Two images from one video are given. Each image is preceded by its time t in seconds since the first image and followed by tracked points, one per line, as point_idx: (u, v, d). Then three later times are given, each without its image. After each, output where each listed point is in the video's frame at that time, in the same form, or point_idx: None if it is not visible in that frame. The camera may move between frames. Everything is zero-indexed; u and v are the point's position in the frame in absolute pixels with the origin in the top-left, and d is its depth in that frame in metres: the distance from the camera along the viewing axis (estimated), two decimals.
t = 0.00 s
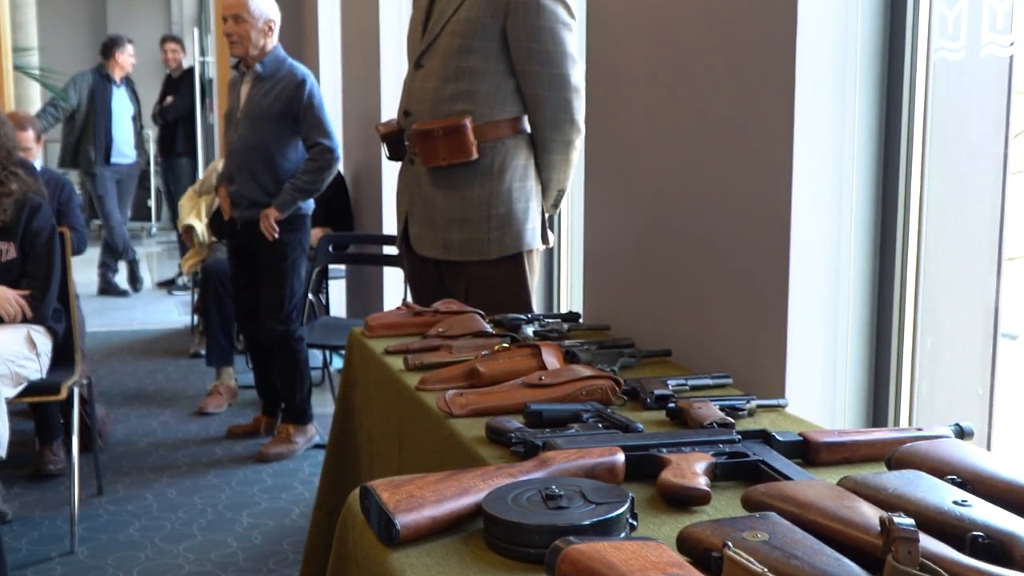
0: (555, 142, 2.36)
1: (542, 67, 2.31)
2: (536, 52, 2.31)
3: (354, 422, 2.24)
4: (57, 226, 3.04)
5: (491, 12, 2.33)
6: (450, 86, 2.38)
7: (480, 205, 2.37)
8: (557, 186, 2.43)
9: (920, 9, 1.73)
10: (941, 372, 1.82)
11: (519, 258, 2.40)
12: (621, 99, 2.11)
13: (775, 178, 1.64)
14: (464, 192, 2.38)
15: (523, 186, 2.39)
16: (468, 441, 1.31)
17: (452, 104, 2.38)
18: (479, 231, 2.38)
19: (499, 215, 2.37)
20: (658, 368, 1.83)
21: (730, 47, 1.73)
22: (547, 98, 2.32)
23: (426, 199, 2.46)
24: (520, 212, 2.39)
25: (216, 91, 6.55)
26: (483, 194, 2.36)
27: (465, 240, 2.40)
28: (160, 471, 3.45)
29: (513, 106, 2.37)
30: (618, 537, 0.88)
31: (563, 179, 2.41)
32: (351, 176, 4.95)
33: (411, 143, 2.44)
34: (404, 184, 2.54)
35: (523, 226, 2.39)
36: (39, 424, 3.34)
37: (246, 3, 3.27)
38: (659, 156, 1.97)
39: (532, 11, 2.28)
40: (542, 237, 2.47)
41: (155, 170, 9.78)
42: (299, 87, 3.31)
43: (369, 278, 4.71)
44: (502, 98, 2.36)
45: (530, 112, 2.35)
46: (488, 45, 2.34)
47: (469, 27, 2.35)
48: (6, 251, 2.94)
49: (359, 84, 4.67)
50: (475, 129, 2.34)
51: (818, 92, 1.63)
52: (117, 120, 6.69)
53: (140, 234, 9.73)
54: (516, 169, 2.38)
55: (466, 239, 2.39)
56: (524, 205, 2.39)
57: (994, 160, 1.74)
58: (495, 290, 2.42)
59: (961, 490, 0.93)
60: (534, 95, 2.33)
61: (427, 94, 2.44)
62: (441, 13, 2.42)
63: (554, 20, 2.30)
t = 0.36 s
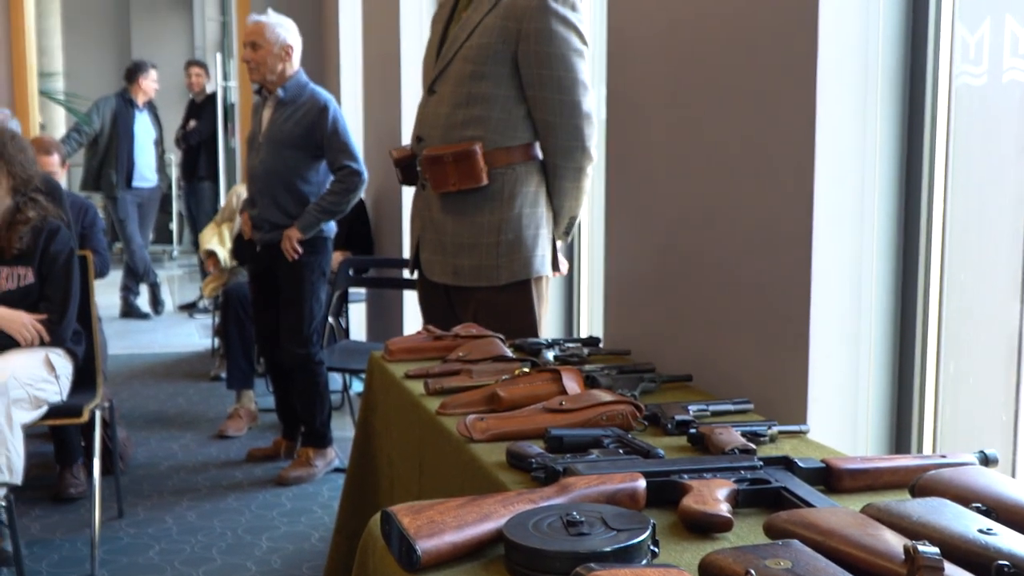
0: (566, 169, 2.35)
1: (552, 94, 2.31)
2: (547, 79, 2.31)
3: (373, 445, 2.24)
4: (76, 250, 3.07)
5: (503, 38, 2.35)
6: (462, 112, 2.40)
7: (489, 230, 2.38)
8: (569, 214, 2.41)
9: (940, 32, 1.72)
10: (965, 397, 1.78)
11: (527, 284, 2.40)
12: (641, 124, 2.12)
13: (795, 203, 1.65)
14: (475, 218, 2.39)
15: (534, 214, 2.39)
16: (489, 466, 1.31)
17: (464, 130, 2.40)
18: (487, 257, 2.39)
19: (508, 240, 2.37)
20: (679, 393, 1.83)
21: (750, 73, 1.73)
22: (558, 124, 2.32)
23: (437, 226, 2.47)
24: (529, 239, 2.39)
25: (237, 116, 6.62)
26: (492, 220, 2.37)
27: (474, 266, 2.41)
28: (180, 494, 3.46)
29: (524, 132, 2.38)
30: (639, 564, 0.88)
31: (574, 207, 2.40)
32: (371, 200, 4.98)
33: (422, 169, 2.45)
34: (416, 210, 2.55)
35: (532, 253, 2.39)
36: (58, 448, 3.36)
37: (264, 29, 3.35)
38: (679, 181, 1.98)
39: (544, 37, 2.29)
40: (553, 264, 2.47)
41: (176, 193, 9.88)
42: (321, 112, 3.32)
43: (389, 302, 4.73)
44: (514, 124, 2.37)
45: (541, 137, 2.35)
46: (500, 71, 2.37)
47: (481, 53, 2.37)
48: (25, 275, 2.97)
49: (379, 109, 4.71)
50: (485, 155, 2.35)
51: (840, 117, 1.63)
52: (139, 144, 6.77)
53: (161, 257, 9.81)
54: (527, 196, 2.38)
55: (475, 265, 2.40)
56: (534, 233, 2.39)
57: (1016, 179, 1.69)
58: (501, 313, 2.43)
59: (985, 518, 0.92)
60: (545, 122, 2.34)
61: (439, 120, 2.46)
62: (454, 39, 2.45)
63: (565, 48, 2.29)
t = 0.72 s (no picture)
0: (580, 192, 2.36)
1: (567, 116, 2.31)
2: (562, 101, 2.32)
3: (390, 467, 2.24)
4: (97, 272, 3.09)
5: (518, 62, 2.37)
6: (478, 134, 2.42)
7: (504, 251, 2.39)
8: (584, 236, 2.42)
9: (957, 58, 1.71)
10: (985, 425, 1.71)
11: (542, 306, 2.41)
12: (657, 148, 2.12)
13: (813, 227, 1.65)
14: (489, 238, 2.40)
15: (549, 235, 2.40)
16: (506, 490, 1.31)
17: (479, 151, 2.41)
18: (502, 278, 2.40)
19: (522, 261, 2.38)
20: (696, 417, 1.83)
21: (767, 96, 1.74)
22: (574, 147, 2.33)
23: (454, 248, 2.48)
24: (543, 260, 2.40)
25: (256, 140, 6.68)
26: (507, 241, 2.38)
27: (489, 286, 2.42)
28: (197, 516, 3.47)
29: (539, 155, 2.39)
30: None
31: (589, 229, 2.41)
32: (388, 222, 5.01)
33: (438, 192, 2.46)
34: (432, 231, 2.56)
35: (546, 275, 2.40)
36: (76, 470, 3.38)
37: (280, 54, 3.40)
38: (695, 204, 1.98)
39: (560, 60, 2.30)
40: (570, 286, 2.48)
41: (194, 216, 9.97)
42: (341, 137, 3.34)
43: (405, 324, 4.74)
44: (528, 147, 2.38)
45: (557, 160, 2.35)
46: (515, 94, 2.38)
47: (497, 76, 2.39)
48: (48, 298, 3.00)
49: (396, 133, 4.75)
50: (500, 177, 2.37)
51: (857, 139, 1.64)
52: (158, 168, 6.83)
53: (179, 279, 9.88)
54: (542, 217, 2.39)
55: (490, 287, 2.41)
56: (548, 254, 2.40)
57: None
58: (515, 334, 2.43)
59: (1005, 545, 0.92)
60: (559, 145, 2.34)
61: (455, 141, 2.48)
62: (469, 62, 2.46)
63: (581, 70, 2.30)
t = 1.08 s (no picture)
0: (602, 208, 2.36)
1: (587, 134, 2.33)
2: (582, 120, 2.33)
3: (400, 487, 2.24)
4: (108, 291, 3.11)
5: (538, 81, 2.38)
6: (498, 153, 2.42)
7: (527, 269, 2.39)
8: (605, 252, 2.42)
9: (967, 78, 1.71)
10: (996, 446, 1.70)
11: (566, 323, 2.41)
12: (667, 166, 2.12)
13: (824, 245, 1.65)
14: (513, 258, 2.40)
15: (571, 252, 2.40)
16: (516, 510, 1.31)
17: (500, 171, 2.42)
18: (526, 296, 2.40)
19: (547, 279, 2.39)
20: (708, 437, 1.82)
21: (777, 115, 1.74)
22: (592, 165, 2.34)
23: (476, 266, 2.48)
24: (567, 278, 2.40)
25: (267, 158, 6.71)
26: (530, 259, 2.38)
27: (514, 304, 2.41)
28: (206, 534, 3.47)
29: (561, 172, 2.41)
30: None
31: (610, 244, 2.40)
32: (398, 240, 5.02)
33: (461, 212, 2.46)
34: (454, 251, 2.56)
35: (570, 291, 2.41)
36: (87, 488, 3.38)
37: (293, 74, 3.41)
38: (705, 222, 1.98)
39: (579, 79, 2.32)
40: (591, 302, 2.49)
41: (204, 234, 10.01)
42: (351, 158, 3.36)
43: (415, 342, 4.74)
44: (550, 164, 2.40)
45: (577, 179, 2.36)
46: (535, 113, 2.39)
47: (517, 96, 2.40)
48: (58, 316, 3.00)
49: (407, 151, 4.76)
50: (523, 196, 2.37)
51: (867, 158, 1.64)
52: (169, 187, 6.87)
53: (189, 297, 9.91)
54: (564, 236, 2.39)
55: (515, 305, 2.41)
56: (572, 272, 2.41)
57: None
58: (542, 353, 2.43)
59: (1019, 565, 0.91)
60: (580, 163, 2.35)
61: (475, 161, 2.49)
62: (488, 83, 2.47)
63: (599, 88, 2.33)
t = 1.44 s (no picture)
0: (624, 221, 2.37)
1: (609, 147, 2.35)
2: (603, 133, 2.35)
3: (407, 501, 2.24)
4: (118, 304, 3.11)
5: (560, 96, 2.41)
6: (521, 168, 2.44)
7: (552, 283, 2.39)
8: (627, 264, 2.40)
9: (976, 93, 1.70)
10: (1007, 463, 1.68)
11: (592, 335, 2.42)
12: (676, 180, 2.13)
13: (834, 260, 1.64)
14: (536, 271, 2.40)
15: (595, 265, 2.40)
16: (525, 525, 1.30)
17: (522, 186, 2.43)
18: (551, 308, 2.40)
19: (573, 292, 2.39)
20: (717, 452, 1.82)
21: (786, 130, 1.75)
22: (614, 178, 2.35)
23: (500, 279, 2.48)
24: (591, 291, 2.41)
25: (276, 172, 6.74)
26: (554, 272, 2.38)
27: (539, 318, 2.41)
28: (215, 548, 3.47)
29: (583, 186, 2.42)
30: None
31: (633, 256, 2.39)
32: (407, 254, 5.03)
33: (485, 226, 2.46)
34: (477, 265, 2.56)
35: (594, 305, 2.41)
36: (96, 501, 3.40)
37: (306, 89, 3.42)
38: (714, 238, 1.98)
39: (600, 93, 2.34)
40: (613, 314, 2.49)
41: (213, 248, 10.04)
42: (362, 176, 3.37)
43: (424, 356, 4.74)
44: (572, 179, 2.41)
45: (599, 192, 2.37)
46: (557, 128, 2.41)
47: (539, 111, 2.42)
48: (69, 329, 3.01)
49: (416, 165, 4.78)
50: (547, 211, 2.38)
51: (877, 174, 1.64)
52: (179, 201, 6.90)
53: (198, 311, 9.93)
54: (587, 249, 2.39)
55: (540, 317, 2.41)
56: (595, 284, 2.41)
57: None
58: (569, 369, 2.42)
59: None
60: (602, 176, 2.36)
61: (498, 176, 2.50)
62: (509, 98, 2.49)
63: (621, 102, 2.35)
